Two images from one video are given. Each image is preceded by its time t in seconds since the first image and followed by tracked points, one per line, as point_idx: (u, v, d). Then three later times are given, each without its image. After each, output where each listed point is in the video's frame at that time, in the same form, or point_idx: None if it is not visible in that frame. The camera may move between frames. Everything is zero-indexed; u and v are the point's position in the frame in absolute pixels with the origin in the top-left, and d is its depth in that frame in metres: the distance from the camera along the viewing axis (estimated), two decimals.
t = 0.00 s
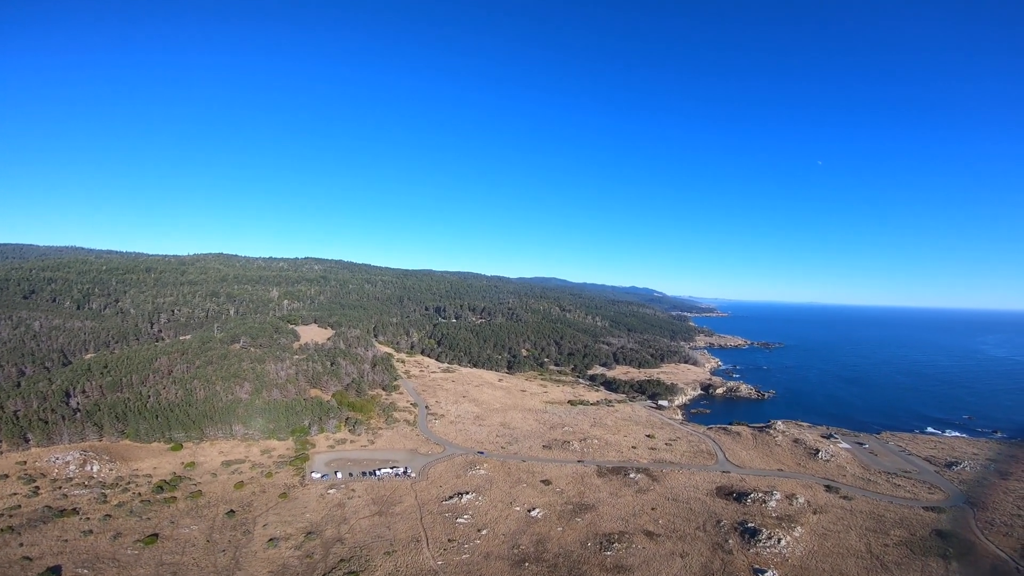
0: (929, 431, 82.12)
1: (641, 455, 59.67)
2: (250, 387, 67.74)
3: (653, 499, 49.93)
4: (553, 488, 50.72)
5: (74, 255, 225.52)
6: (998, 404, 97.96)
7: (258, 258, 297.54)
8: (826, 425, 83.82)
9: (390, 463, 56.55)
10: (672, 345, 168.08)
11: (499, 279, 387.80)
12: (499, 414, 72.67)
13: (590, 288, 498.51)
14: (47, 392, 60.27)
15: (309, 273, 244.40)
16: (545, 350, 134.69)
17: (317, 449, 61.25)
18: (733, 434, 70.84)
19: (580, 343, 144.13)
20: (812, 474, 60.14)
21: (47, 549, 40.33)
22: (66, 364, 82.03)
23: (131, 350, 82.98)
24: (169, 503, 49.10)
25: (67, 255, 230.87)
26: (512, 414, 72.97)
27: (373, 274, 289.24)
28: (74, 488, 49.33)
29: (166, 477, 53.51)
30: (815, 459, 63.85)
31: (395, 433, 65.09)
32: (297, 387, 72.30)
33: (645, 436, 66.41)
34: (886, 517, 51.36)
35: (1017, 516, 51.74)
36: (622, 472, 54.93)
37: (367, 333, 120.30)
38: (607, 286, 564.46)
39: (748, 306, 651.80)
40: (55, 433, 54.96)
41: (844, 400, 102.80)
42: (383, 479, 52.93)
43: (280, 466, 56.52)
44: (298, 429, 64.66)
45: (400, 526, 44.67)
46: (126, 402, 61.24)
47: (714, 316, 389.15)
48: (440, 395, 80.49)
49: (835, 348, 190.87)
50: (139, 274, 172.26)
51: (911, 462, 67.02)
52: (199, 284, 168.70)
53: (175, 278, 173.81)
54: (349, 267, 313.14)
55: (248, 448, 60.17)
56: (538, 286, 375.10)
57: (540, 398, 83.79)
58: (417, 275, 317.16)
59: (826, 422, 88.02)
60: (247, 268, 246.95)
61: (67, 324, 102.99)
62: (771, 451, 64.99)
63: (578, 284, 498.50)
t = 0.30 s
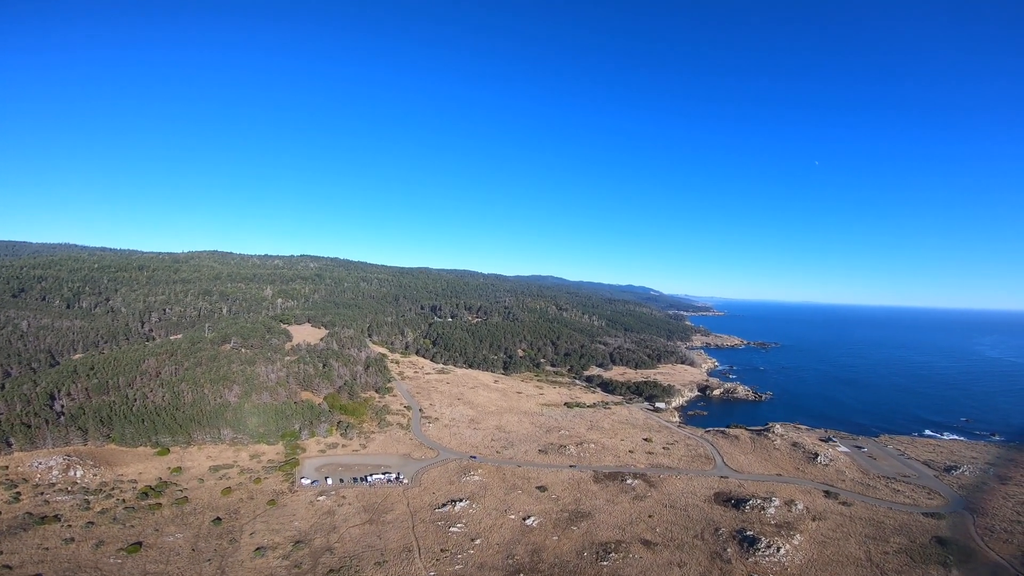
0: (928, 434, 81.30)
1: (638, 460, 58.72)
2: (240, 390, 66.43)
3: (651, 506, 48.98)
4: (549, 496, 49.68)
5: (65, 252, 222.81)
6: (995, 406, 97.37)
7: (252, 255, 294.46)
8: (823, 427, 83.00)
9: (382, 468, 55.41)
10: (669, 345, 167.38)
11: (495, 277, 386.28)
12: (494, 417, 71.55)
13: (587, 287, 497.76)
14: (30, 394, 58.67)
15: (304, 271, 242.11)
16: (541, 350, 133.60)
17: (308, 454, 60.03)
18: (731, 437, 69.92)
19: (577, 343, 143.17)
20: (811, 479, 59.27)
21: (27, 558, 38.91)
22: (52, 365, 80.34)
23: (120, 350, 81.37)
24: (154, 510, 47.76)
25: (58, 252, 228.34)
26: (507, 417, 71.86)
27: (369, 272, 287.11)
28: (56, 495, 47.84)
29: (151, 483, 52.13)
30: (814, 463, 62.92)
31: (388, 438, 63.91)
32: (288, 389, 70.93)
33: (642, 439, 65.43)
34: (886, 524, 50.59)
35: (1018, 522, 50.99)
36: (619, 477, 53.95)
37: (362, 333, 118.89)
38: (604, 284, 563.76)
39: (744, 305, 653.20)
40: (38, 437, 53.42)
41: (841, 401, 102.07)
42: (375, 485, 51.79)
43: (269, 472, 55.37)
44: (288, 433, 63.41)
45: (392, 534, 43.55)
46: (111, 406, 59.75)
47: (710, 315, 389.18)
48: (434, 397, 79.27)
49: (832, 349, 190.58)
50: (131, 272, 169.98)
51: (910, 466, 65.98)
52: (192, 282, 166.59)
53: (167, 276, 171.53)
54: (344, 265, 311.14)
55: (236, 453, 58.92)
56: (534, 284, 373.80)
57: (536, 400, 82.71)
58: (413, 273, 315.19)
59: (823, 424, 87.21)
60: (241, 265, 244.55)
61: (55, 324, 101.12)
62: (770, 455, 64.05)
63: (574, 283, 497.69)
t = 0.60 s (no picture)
0: (926, 440, 79.22)
1: (635, 467, 57.51)
2: (228, 391, 65.10)
3: (647, 516, 47.79)
4: (543, 504, 48.46)
5: (59, 246, 220.50)
6: (994, 411, 96.23)
7: (248, 251, 291.94)
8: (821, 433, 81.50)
9: (372, 475, 54.14)
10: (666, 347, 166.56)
11: (493, 275, 385.12)
12: (488, 421, 70.24)
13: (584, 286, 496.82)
14: (12, 395, 57.08)
15: (299, 268, 240.04)
16: (537, 351, 132.32)
17: (296, 459, 58.73)
18: (728, 443, 68.20)
19: (573, 344, 141.95)
20: (810, 488, 57.48)
21: (1, 565, 37.34)
22: (38, 364, 78.63)
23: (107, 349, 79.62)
24: (135, 516, 46.26)
25: (52, 247, 226.11)
26: (502, 421, 70.58)
27: (366, 269, 285.20)
28: (34, 499, 46.21)
29: (133, 488, 50.64)
30: (812, 471, 60.90)
31: (379, 442, 62.57)
32: (278, 392, 69.48)
33: (639, 445, 64.25)
34: (885, 534, 49.28)
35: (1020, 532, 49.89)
36: (615, 485, 52.78)
37: (356, 333, 117.33)
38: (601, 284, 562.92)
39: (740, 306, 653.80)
40: (18, 440, 51.89)
41: (839, 405, 100.90)
42: (364, 493, 50.59)
43: (256, 478, 54.10)
44: (276, 438, 62.12)
45: (381, 544, 42.24)
46: (94, 408, 58.26)
47: (707, 316, 388.82)
48: (428, 400, 77.87)
49: (828, 351, 189.75)
50: (124, 267, 167.82)
51: (908, 474, 62.77)
52: (185, 279, 164.58)
53: (161, 272, 169.42)
54: (341, 262, 309.13)
55: (222, 458, 57.61)
56: (531, 283, 372.29)
57: (532, 403, 81.47)
58: (410, 270, 313.49)
59: (821, 429, 85.79)
60: (236, 261, 242.25)
61: (43, 321, 99.28)
62: (768, 463, 62.22)
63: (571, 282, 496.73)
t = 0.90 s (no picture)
0: (925, 443, 77.95)
1: (632, 473, 56.52)
2: (217, 393, 63.99)
3: (644, 524, 46.80)
4: (539, 512, 47.44)
5: (52, 241, 217.68)
6: (992, 414, 95.63)
7: (244, 248, 289.47)
8: (820, 436, 80.47)
9: (364, 480, 53.10)
10: (663, 347, 165.66)
11: (490, 273, 383.69)
12: (484, 424, 69.15)
13: (581, 285, 496.44)
14: None
15: (295, 265, 237.93)
16: (534, 351, 131.26)
17: (286, 463, 57.59)
18: (726, 447, 67.10)
19: (571, 344, 140.84)
20: (809, 494, 56.37)
21: None
22: (24, 363, 76.96)
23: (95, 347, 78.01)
24: (119, 522, 44.90)
25: (45, 242, 223.46)
26: (498, 424, 69.51)
27: (362, 266, 283.40)
28: (15, 504, 44.80)
29: (118, 492, 49.32)
30: (811, 477, 59.70)
31: (371, 446, 61.43)
32: (269, 393, 68.27)
33: (637, 450, 63.24)
34: (885, 542, 48.08)
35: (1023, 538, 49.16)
36: (612, 492, 51.82)
37: (351, 332, 115.89)
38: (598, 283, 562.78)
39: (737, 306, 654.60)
40: None
41: (837, 407, 100.19)
42: (355, 499, 49.59)
43: (244, 483, 53.02)
44: (266, 441, 61.07)
45: (372, 553, 41.15)
46: (79, 410, 57.00)
47: (703, 316, 388.70)
48: (422, 402, 76.72)
49: (825, 353, 189.63)
50: (117, 263, 165.50)
51: (908, 480, 61.35)
52: (179, 275, 162.59)
53: (154, 268, 167.31)
54: (337, 258, 307.24)
55: (210, 461, 56.48)
56: (529, 281, 371.05)
57: (528, 405, 80.44)
58: (407, 268, 311.59)
59: (819, 431, 84.71)
60: (231, 258, 239.97)
61: (32, 318, 97.45)
62: (767, 468, 61.18)
63: (569, 281, 496.11)
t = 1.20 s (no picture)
0: (925, 446, 76.11)
1: (629, 480, 55.39)
2: (205, 395, 63.12)
3: (641, 533, 45.73)
4: (534, 520, 46.39)
5: (46, 237, 215.43)
6: (991, 419, 94.65)
7: (240, 244, 287.57)
8: (818, 440, 79.14)
9: (355, 487, 52.12)
10: (661, 348, 164.82)
11: (488, 272, 382.79)
12: (479, 428, 68.02)
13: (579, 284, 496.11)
14: None
15: (292, 262, 236.31)
16: (531, 352, 130.19)
17: (275, 468, 56.53)
18: (725, 453, 65.58)
19: (568, 345, 139.81)
20: (808, 502, 54.27)
21: None
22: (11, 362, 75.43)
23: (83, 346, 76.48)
24: (101, 527, 43.57)
25: (39, 237, 220.83)
26: (493, 428, 68.40)
27: (360, 263, 281.89)
28: None
29: (101, 497, 48.00)
30: (810, 484, 57.48)
31: (363, 450, 60.29)
32: (259, 395, 67.15)
33: (634, 456, 62.16)
34: (884, 553, 45.74)
35: None
36: (609, 500, 50.76)
37: (346, 331, 114.65)
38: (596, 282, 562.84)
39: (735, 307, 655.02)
40: None
41: (835, 411, 99.14)
42: (345, 506, 48.60)
43: (231, 488, 51.94)
44: (255, 445, 60.07)
45: (361, 562, 39.95)
46: (63, 411, 55.83)
47: (701, 317, 388.98)
48: (417, 404, 75.54)
49: (822, 355, 189.11)
50: (111, 259, 163.56)
51: (906, 488, 57.89)
52: (174, 272, 160.82)
53: (149, 264, 165.45)
54: (335, 256, 305.48)
55: (198, 465, 55.43)
56: (527, 280, 370.05)
57: (524, 408, 79.32)
58: (404, 265, 310.32)
59: (818, 435, 83.40)
60: (227, 254, 238.25)
61: (21, 315, 95.82)
62: (766, 475, 59.35)
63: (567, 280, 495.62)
